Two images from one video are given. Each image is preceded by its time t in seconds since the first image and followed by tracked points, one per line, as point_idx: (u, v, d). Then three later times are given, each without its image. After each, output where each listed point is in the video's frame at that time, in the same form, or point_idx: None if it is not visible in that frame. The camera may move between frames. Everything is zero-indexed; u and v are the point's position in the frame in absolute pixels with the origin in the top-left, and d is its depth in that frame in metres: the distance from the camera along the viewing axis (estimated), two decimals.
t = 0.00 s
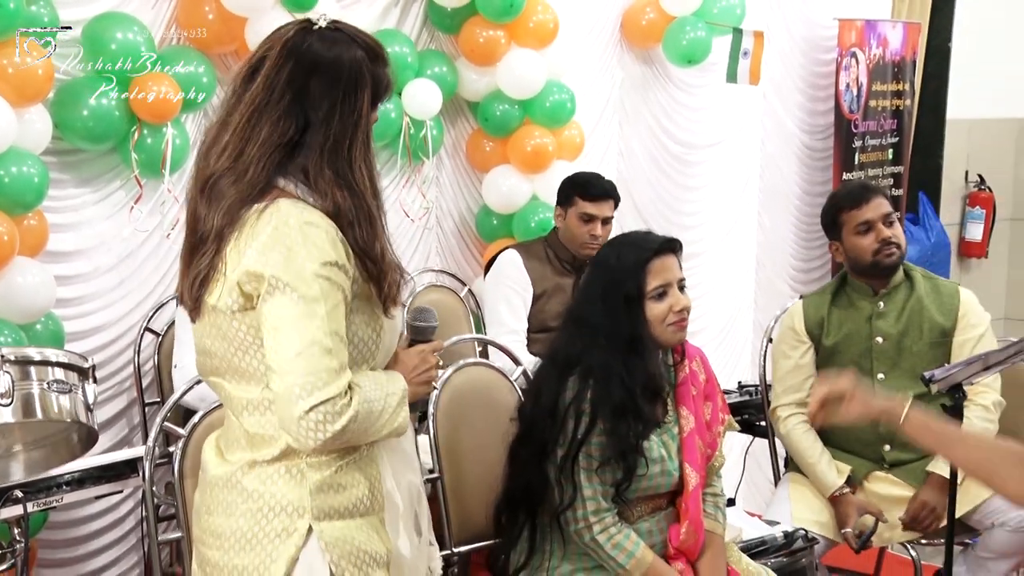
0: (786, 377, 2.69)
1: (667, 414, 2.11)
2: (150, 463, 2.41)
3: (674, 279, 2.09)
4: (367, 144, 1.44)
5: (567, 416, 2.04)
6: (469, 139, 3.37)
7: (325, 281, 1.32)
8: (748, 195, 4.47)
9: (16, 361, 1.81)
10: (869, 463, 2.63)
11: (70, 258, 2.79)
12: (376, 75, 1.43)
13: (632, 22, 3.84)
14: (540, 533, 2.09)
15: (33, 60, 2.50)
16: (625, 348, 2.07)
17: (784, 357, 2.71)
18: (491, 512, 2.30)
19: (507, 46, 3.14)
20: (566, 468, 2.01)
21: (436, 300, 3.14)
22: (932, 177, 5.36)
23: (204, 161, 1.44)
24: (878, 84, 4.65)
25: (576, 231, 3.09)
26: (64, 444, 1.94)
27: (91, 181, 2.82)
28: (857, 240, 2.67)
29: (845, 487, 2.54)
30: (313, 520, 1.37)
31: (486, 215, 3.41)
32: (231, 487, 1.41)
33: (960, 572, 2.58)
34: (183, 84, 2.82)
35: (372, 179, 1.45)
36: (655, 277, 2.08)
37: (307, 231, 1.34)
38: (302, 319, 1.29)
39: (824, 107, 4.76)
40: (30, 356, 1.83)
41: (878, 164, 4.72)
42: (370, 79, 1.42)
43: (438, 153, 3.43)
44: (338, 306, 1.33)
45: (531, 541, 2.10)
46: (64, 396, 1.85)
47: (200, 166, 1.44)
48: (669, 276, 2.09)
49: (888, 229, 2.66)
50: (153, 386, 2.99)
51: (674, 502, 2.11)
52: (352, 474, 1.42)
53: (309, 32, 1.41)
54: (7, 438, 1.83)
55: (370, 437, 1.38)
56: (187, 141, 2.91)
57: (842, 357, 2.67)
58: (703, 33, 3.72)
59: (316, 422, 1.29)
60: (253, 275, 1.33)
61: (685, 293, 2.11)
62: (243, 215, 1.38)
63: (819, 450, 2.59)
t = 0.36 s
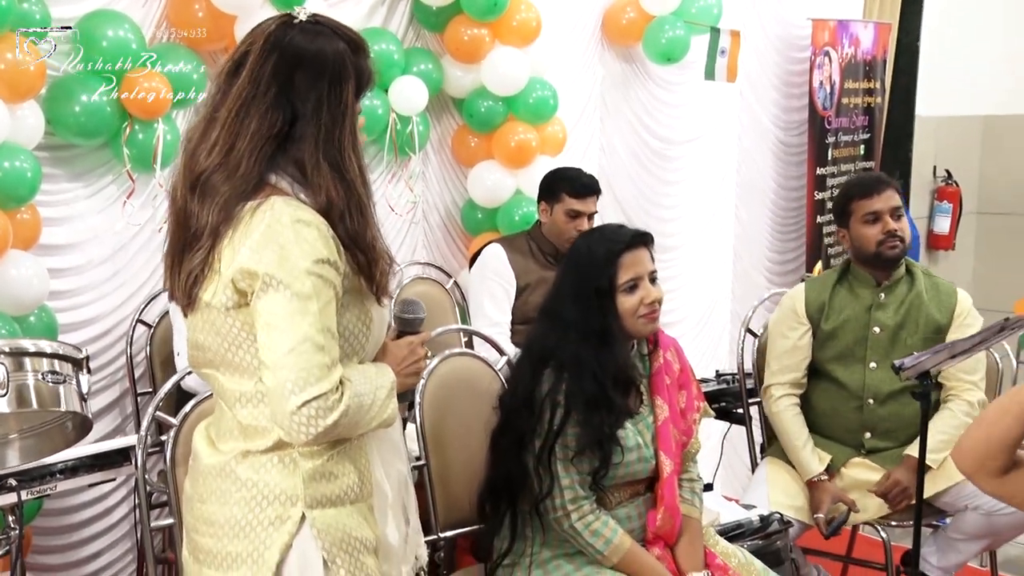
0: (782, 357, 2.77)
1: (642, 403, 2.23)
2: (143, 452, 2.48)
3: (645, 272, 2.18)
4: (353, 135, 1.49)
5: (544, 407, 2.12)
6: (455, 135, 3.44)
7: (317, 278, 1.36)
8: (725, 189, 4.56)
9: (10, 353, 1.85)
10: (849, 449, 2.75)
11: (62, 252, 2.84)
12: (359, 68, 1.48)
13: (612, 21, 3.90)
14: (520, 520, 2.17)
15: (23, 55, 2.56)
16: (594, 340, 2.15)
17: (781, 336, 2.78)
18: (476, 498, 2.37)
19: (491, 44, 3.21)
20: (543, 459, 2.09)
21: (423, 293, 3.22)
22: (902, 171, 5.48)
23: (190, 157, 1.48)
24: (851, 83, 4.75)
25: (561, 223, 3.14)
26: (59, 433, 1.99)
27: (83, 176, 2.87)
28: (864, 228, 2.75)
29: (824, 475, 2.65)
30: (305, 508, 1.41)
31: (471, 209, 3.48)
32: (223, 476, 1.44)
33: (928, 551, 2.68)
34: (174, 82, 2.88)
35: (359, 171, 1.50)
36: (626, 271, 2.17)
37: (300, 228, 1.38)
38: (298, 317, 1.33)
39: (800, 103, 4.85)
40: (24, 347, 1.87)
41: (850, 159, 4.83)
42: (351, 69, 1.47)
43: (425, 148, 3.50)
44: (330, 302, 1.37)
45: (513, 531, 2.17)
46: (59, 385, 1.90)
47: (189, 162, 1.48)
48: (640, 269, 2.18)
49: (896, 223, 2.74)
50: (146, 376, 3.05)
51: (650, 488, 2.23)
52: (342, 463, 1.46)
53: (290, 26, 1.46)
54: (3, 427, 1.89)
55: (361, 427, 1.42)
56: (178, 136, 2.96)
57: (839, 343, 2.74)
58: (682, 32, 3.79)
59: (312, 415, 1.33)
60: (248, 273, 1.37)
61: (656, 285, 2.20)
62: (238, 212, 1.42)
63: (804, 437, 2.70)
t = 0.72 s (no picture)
0: (781, 338, 2.84)
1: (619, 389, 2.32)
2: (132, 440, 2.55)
3: (616, 261, 2.28)
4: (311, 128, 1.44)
5: (524, 395, 2.20)
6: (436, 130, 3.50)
7: (261, 269, 1.34)
8: (699, 183, 4.65)
9: None
10: (830, 434, 2.84)
11: (50, 244, 2.89)
12: (317, 57, 1.43)
13: (589, 19, 3.98)
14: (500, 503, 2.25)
15: (12, 51, 2.57)
16: (569, 330, 2.24)
17: (781, 317, 2.85)
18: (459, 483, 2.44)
19: (472, 41, 3.28)
20: (523, 445, 2.17)
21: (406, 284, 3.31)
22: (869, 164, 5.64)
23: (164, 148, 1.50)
24: (820, 79, 4.86)
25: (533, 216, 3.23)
26: (47, 421, 2.06)
27: (71, 169, 2.93)
28: (864, 217, 2.86)
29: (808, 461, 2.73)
30: (263, 497, 1.42)
31: (452, 202, 3.56)
32: (194, 461, 1.48)
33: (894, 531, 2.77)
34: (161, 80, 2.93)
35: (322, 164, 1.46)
36: (598, 260, 2.27)
37: (245, 221, 1.37)
38: (235, 311, 1.33)
39: (771, 99, 4.94)
40: (12, 337, 1.95)
41: (820, 153, 4.95)
42: (307, 62, 1.43)
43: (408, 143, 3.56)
44: (279, 295, 1.35)
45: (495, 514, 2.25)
46: (47, 374, 1.96)
47: (166, 159, 1.49)
48: (612, 258, 2.28)
49: (897, 216, 2.84)
50: (134, 366, 3.12)
51: (627, 472, 2.32)
52: (307, 454, 1.46)
53: (254, 17, 1.45)
54: None
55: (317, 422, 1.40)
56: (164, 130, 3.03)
57: (835, 327, 2.82)
58: (657, 30, 3.86)
59: (250, 405, 1.33)
60: (194, 264, 1.38)
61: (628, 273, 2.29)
62: (198, 205, 1.44)
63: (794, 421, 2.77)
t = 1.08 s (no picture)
0: (738, 333, 2.95)
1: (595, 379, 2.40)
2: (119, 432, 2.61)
3: (582, 261, 2.34)
4: (246, 116, 1.42)
5: (500, 384, 2.28)
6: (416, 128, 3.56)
7: (177, 260, 1.35)
8: (673, 179, 4.73)
9: None
10: (793, 422, 2.95)
11: (39, 240, 2.96)
12: (261, 51, 1.43)
13: (566, 20, 4.03)
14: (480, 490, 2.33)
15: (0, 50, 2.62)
16: (538, 326, 2.31)
17: (737, 314, 2.97)
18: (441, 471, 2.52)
19: (451, 41, 3.33)
20: (502, 433, 2.25)
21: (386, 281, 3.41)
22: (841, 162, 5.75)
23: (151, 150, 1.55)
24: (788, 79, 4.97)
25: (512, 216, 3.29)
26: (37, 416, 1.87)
27: (58, 166, 2.98)
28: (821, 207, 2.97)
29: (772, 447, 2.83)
30: (202, 489, 1.43)
31: (433, 198, 3.61)
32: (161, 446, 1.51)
33: (860, 517, 2.86)
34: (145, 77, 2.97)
35: (258, 158, 1.43)
36: (563, 258, 2.33)
37: (174, 208, 1.39)
38: (148, 294, 1.35)
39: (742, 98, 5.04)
40: None
41: (790, 151, 5.07)
42: (246, 49, 1.43)
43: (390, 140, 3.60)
44: (195, 280, 1.35)
45: (474, 501, 2.32)
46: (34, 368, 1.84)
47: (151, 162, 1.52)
48: (577, 256, 2.33)
49: (852, 213, 2.93)
50: (121, 359, 3.19)
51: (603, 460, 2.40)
52: (255, 450, 1.44)
53: (223, 18, 1.46)
54: None
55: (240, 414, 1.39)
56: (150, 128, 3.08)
57: (790, 321, 2.94)
58: (632, 31, 3.94)
59: (155, 387, 1.34)
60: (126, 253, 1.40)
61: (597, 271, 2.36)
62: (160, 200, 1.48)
63: (756, 411, 2.88)
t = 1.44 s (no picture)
0: (688, 335, 3.12)
1: (573, 372, 2.48)
2: (108, 426, 2.69)
3: (550, 253, 2.45)
4: (218, 113, 1.48)
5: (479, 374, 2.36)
6: (398, 128, 3.59)
7: (133, 249, 1.41)
8: (650, 178, 4.82)
9: None
10: (756, 413, 3.09)
11: (28, 237, 3.02)
12: (238, 50, 1.48)
13: (545, 23, 4.07)
14: (462, 482, 2.41)
15: None
16: (506, 306, 2.42)
17: (687, 318, 3.13)
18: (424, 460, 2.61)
19: (433, 42, 3.40)
20: (482, 421, 2.33)
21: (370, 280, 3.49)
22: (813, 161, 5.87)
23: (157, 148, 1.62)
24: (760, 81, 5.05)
25: (490, 211, 3.37)
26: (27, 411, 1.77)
27: (47, 165, 3.04)
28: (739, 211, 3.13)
29: (736, 435, 2.97)
30: (165, 474, 1.47)
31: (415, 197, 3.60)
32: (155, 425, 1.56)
33: (829, 505, 2.97)
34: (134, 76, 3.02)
35: (224, 151, 1.48)
36: (531, 250, 2.46)
37: (142, 200, 1.46)
38: (108, 280, 1.41)
39: (715, 100, 5.14)
40: None
41: (762, 150, 5.15)
42: (225, 47, 1.49)
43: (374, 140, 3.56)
44: (147, 269, 1.41)
45: (454, 492, 2.40)
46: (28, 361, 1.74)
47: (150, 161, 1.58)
48: (545, 249, 2.46)
49: (763, 204, 3.09)
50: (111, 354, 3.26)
51: (582, 451, 2.47)
52: (214, 440, 1.45)
53: (219, 22, 1.52)
54: None
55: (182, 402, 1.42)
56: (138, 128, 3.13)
57: (737, 318, 3.10)
58: (609, 33, 4.00)
59: (104, 367, 1.39)
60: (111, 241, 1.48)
61: (566, 264, 2.46)
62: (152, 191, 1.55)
63: (714, 403, 3.03)
